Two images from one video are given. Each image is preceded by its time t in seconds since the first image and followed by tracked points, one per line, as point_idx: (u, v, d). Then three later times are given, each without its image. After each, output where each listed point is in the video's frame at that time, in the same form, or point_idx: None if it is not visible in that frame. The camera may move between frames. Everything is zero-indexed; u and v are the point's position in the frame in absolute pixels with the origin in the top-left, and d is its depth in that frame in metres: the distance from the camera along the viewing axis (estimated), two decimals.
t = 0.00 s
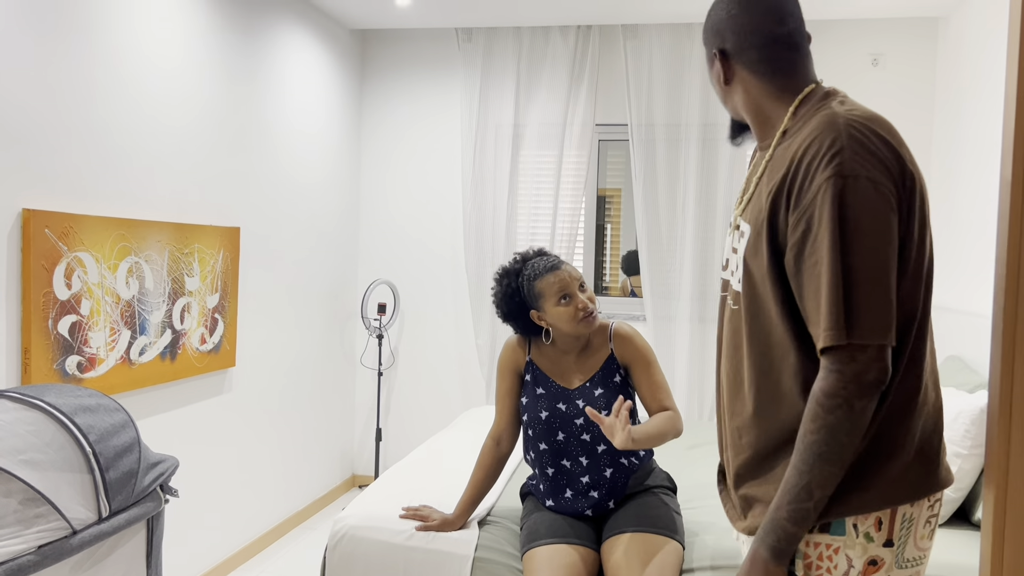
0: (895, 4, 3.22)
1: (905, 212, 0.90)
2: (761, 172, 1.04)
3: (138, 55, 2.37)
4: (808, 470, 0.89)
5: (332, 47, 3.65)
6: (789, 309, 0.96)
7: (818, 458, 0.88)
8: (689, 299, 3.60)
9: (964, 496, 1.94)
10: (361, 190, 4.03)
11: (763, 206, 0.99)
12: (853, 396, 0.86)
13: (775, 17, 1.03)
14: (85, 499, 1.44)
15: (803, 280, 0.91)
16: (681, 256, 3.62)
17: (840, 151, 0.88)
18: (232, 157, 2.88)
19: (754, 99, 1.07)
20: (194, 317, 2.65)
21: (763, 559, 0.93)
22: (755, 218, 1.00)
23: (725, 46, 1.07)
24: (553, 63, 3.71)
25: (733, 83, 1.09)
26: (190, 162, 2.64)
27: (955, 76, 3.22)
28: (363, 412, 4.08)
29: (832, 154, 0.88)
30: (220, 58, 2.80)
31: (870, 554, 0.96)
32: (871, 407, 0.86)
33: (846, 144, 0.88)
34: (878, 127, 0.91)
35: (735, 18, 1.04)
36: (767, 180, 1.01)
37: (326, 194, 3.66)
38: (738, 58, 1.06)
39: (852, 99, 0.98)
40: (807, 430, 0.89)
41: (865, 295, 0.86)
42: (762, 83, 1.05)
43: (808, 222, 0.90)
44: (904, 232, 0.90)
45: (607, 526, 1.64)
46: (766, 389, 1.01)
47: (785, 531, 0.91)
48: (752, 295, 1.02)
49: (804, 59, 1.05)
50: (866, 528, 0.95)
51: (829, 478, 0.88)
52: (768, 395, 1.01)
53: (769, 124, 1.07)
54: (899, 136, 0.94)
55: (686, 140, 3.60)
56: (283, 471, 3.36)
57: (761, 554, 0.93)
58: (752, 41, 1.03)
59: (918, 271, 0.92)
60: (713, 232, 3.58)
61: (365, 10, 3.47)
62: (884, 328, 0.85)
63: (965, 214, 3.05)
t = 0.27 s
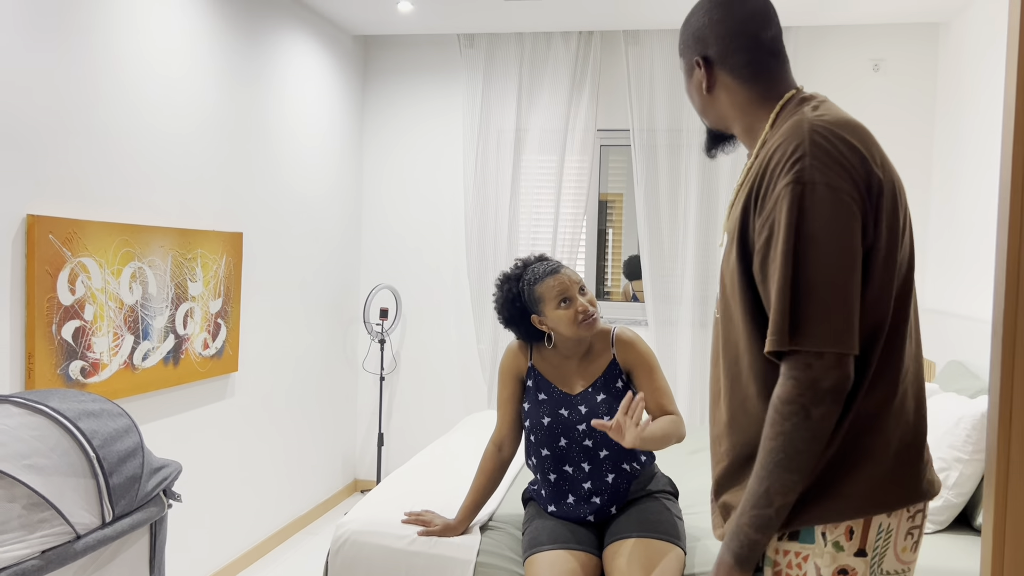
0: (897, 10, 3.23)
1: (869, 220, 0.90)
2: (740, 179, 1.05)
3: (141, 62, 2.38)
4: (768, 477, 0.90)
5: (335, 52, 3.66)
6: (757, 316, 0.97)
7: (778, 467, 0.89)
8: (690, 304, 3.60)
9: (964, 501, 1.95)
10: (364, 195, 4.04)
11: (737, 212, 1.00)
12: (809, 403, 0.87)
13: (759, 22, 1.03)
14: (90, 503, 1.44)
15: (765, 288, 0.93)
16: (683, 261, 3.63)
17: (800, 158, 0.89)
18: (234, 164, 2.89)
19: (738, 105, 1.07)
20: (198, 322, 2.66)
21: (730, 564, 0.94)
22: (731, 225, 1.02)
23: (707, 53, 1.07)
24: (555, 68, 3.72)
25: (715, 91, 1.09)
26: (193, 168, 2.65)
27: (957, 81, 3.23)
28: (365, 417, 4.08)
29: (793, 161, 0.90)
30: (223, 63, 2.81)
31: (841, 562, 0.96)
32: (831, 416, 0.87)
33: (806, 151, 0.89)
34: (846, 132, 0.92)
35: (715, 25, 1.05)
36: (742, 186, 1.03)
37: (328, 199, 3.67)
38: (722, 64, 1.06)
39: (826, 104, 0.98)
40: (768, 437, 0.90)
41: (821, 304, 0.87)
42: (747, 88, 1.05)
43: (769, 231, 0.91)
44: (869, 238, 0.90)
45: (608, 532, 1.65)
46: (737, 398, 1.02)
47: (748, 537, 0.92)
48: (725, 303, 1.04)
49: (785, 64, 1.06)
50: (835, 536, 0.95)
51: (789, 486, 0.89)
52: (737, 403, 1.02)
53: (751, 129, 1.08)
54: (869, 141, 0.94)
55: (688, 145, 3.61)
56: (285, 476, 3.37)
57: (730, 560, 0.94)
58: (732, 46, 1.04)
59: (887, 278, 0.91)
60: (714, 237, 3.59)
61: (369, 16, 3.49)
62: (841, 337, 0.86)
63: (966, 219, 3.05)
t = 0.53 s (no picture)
0: (898, 14, 3.23)
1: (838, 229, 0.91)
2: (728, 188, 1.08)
3: (145, 68, 2.38)
4: (729, 481, 0.92)
5: (338, 58, 3.68)
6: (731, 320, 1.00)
7: (741, 471, 0.91)
8: (692, 309, 3.61)
9: (967, 506, 1.94)
10: (367, 200, 4.05)
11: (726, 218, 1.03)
12: (766, 408, 0.89)
13: (751, 29, 1.04)
14: (93, 508, 1.45)
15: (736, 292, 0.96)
16: (685, 265, 3.63)
17: (767, 166, 0.92)
18: (237, 169, 2.90)
19: (731, 111, 1.08)
20: (200, 327, 2.67)
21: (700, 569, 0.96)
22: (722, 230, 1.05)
23: (701, 60, 1.08)
24: (557, 73, 3.73)
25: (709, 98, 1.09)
26: (197, 174, 2.66)
27: (959, 86, 3.23)
28: (368, 422, 4.08)
29: (760, 168, 0.93)
30: (227, 70, 2.82)
31: (815, 572, 0.95)
32: (789, 420, 0.89)
33: (773, 159, 0.92)
34: (820, 141, 0.94)
35: (708, 32, 1.06)
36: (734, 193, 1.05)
37: (331, 204, 3.68)
38: (714, 71, 1.07)
39: (813, 109, 0.99)
40: (731, 441, 0.92)
41: (780, 309, 0.89)
42: (739, 95, 1.06)
43: (739, 238, 0.94)
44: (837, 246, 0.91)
45: (611, 538, 1.65)
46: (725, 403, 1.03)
47: (712, 540, 0.94)
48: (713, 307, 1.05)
49: (778, 70, 1.07)
50: (807, 545, 0.95)
51: (749, 490, 0.91)
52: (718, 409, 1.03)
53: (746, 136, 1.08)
54: (847, 149, 0.95)
55: (690, 150, 3.61)
56: (288, 481, 3.37)
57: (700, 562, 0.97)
58: (726, 52, 1.05)
59: (861, 285, 0.92)
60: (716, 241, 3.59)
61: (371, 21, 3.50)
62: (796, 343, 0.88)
63: (968, 223, 3.05)
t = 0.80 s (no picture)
0: (900, 17, 3.24)
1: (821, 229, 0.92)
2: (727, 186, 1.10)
3: (148, 72, 2.39)
4: (710, 477, 0.95)
5: (340, 61, 3.68)
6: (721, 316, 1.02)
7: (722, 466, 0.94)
8: (694, 311, 3.61)
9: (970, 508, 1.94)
10: (369, 203, 4.05)
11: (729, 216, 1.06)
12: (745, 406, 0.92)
13: (751, 28, 1.05)
14: (97, 511, 1.45)
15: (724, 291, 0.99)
16: (687, 268, 3.63)
17: (751, 164, 0.94)
18: (239, 173, 2.91)
19: (732, 108, 1.08)
20: (203, 330, 2.67)
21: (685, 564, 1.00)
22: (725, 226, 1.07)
23: (702, 59, 1.08)
24: (559, 75, 3.74)
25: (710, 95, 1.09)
26: (200, 178, 2.66)
27: (960, 88, 3.24)
28: (370, 425, 4.08)
29: (744, 166, 0.95)
30: (230, 73, 2.83)
31: (798, 571, 0.96)
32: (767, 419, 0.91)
33: (757, 156, 0.94)
34: (807, 139, 0.94)
35: (709, 30, 1.07)
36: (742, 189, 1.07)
37: (334, 207, 3.69)
38: (715, 67, 1.07)
39: (807, 108, 1.00)
40: (713, 439, 0.95)
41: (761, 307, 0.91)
42: (739, 92, 1.06)
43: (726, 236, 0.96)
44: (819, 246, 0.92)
45: (614, 540, 1.65)
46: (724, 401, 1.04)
47: (696, 535, 0.98)
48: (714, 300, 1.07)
49: (779, 69, 1.07)
50: (790, 544, 0.96)
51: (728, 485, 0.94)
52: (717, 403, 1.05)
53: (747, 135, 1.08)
54: (836, 148, 0.95)
55: (692, 153, 3.61)
56: (290, 484, 3.37)
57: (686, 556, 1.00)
58: (727, 47, 1.05)
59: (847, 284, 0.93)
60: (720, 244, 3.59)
61: (374, 25, 3.50)
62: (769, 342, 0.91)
63: (970, 225, 3.05)
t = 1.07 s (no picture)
0: (902, 19, 3.24)
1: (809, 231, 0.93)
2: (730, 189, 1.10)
3: (152, 75, 2.40)
4: (704, 476, 0.96)
5: (343, 64, 3.69)
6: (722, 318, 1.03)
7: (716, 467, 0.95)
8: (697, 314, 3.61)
9: (974, 510, 1.94)
10: (372, 206, 4.06)
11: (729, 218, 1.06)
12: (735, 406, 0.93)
13: (751, 28, 1.05)
14: (102, 513, 1.45)
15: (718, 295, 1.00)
16: (690, 269, 3.63)
17: (738, 167, 0.96)
18: (243, 176, 2.92)
19: (733, 108, 1.08)
20: (207, 333, 2.68)
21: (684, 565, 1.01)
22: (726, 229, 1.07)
23: (703, 60, 1.09)
24: (562, 78, 3.74)
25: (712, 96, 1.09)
26: (203, 181, 2.67)
27: (963, 91, 3.24)
28: (373, 428, 4.08)
29: (732, 170, 0.96)
30: (234, 77, 2.84)
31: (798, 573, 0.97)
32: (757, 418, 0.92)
33: (744, 159, 0.95)
34: (795, 140, 0.95)
35: (709, 31, 1.07)
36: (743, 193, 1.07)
37: (337, 210, 3.69)
38: (716, 68, 1.07)
39: (801, 108, 0.99)
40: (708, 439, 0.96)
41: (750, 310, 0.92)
42: (740, 93, 1.06)
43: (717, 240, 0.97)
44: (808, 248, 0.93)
45: (617, 542, 1.64)
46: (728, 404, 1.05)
47: (694, 535, 0.99)
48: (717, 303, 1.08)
49: (779, 69, 1.07)
50: (791, 547, 0.96)
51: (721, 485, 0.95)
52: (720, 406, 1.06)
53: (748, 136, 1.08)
54: (827, 147, 0.95)
55: (695, 155, 3.61)
56: (294, 487, 3.37)
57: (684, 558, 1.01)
58: (727, 47, 1.05)
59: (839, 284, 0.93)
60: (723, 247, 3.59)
61: (377, 29, 3.51)
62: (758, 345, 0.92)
63: (974, 227, 3.05)
